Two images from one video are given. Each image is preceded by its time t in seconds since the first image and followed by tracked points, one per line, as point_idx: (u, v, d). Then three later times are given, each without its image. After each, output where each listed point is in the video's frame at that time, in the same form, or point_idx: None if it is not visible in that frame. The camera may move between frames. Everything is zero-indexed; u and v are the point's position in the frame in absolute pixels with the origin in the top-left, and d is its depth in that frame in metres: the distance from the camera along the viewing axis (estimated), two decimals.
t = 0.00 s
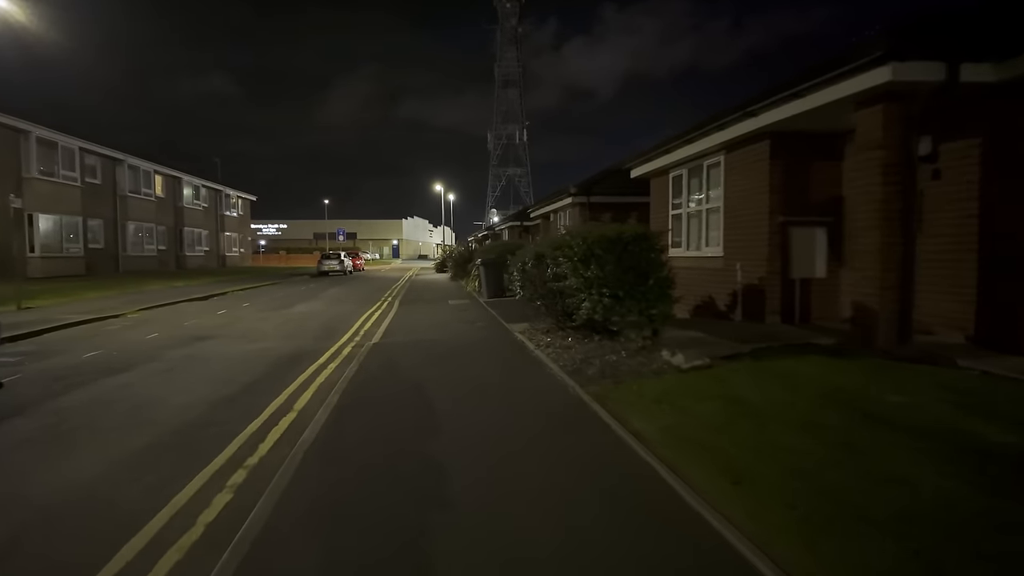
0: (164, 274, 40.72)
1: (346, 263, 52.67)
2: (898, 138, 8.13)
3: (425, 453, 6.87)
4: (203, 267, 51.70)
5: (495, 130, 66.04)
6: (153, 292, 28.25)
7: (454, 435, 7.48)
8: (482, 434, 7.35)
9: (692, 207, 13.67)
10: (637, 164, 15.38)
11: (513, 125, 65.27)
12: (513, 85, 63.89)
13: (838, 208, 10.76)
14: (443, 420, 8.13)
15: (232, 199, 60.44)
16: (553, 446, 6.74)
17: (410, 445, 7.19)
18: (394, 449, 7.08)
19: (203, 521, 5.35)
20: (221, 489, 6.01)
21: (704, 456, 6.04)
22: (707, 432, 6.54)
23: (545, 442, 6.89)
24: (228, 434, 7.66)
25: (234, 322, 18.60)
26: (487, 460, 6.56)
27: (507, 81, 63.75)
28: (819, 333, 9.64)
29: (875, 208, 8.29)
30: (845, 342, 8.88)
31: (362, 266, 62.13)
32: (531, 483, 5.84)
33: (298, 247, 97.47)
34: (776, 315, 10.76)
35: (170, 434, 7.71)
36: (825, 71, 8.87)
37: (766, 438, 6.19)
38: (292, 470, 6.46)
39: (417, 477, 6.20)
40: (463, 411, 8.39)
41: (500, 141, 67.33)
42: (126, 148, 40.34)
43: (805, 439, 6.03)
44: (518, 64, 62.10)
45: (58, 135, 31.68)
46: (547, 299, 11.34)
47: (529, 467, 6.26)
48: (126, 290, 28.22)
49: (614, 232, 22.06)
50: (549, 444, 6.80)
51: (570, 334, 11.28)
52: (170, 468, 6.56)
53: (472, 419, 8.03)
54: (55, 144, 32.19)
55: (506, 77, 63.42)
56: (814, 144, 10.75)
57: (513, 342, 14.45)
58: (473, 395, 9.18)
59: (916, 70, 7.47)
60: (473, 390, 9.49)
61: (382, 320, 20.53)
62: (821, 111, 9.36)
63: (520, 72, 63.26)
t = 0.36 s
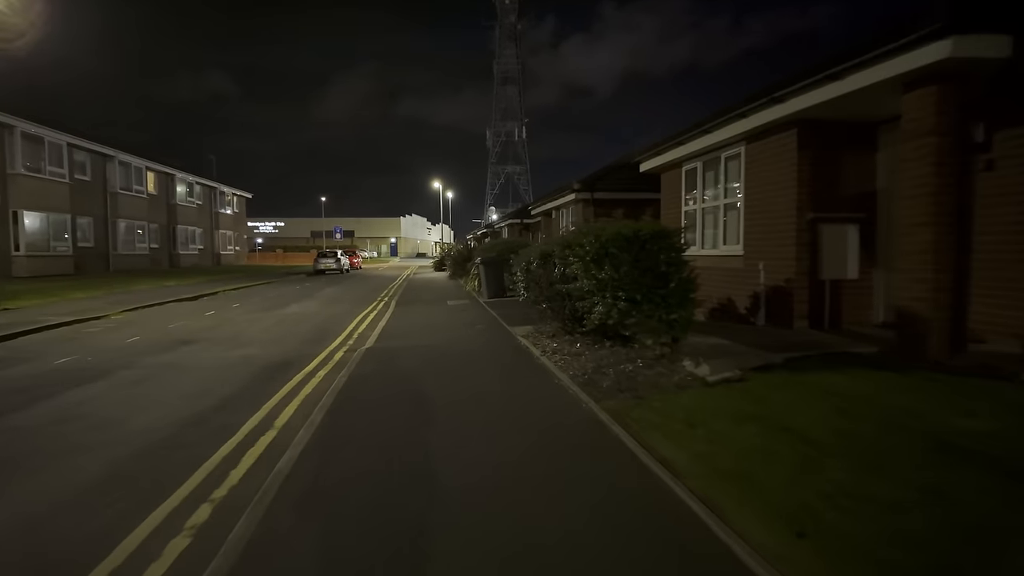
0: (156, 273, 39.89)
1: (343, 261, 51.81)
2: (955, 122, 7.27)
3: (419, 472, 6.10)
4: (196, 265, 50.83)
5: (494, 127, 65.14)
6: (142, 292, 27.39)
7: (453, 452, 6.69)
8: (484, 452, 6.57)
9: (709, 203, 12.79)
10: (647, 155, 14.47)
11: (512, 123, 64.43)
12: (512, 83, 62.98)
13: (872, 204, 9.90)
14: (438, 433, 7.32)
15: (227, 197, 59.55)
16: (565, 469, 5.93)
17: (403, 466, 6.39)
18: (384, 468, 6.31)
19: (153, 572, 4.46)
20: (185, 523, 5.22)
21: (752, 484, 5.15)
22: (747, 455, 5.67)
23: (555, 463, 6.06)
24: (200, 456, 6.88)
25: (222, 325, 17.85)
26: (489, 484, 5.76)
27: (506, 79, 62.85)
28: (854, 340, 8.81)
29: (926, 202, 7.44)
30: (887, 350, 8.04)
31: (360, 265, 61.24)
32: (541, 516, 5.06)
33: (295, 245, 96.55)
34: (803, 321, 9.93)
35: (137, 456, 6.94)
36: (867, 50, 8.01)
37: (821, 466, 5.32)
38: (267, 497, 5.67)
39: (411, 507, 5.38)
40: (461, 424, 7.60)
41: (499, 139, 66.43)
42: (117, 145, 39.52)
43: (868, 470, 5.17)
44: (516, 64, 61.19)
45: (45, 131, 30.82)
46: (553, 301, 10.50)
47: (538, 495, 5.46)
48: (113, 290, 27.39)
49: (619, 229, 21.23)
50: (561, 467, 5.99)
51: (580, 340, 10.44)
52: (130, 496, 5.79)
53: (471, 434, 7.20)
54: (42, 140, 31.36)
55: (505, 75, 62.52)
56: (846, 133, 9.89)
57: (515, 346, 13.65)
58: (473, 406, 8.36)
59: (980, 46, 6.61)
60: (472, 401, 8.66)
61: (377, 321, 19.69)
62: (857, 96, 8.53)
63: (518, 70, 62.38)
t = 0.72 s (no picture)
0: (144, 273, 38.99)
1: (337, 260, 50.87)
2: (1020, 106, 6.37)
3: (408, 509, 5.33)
4: (187, 264, 49.89)
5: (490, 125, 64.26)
6: (127, 293, 26.45)
7: (447, 481, 5.91)
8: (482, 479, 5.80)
9: (724, 199, 11.89)
10: (655, 149, 13.54)
11: (509, 120, 63.48)
12: (509, 80, 62.09)
13: (909, 199, 9.01)
14: (431, 459, 6.54)
15: (220, 195, 58.56)
16: (579, 507, 5.12)
17: (391, 496, 5.63)
18: (368, 503, 5.53)
19: None
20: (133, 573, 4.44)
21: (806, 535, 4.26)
22: (795, 494, 4.76)
23: (564, 498, 5.29)
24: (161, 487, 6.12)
25: (206, 329, 17.02)
26: (490, 520, 5.02)
27: (502, 76, 61.98)
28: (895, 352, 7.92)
29: (987, 197, 6.53)
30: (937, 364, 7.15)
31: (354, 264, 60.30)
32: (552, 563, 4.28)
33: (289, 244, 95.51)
34: (833, 328, 9.03)
35: (91, 487, 6.19)
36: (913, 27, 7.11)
37: (888, 509, 4.43)
38: (232, 540, 4.89)
39: (399, 555, 4.53)
40: (457, 448, 6.82)
41: (496, 137, 65.55)
42: (104, 141, 38.56)
43: (947, 515, 4.28)
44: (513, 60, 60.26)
45: (27, 126, 29.85)
46: (557, 307, 9.59)
47: (548, 536, 4.69)
48: (96, 291, 26.46)
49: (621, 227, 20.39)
50: (572, 501, 5.21)
51: (587, 348, 9.52)
52: (74, 537, 5.05)
53: (468, 459, 6.43)
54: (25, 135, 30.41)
55: (501, 72, 61.64)
56: (880, 121, 8.99)
57: (514, 354, 12.83)
58: (470, 426, 7.56)
59: None
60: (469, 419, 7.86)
61: (370, 322, 18.84)
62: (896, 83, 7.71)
63: (515, 67, 61.45)
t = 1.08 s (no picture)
0: (134, 270, 38.16)
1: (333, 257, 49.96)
2: None
3: (409, 536, 4.60)
4: (180, 262, 48.99)
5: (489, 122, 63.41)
6: (115, 291, 25.62)
7: (454, 501, 5.18)
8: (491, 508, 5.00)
9: (747, 192, 11.03)
10: (671, 139, 12.65)
11: (507, 117, 62.67)
12: (508, 76, 61.20)
13: (961, 190, 8.12)
14: (434, 474, 5.79)
15: (214, 191, 57.64)
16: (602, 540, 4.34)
17: (386, 526, 4.81)
18: (364, 528, 4.78)
19: None
20: None
21: None
22: (881, 543, 3.88)
23: (592, 524, 4.53)
24: (128, 509, 5.39)
25: (194, 330, 16.28)
26: (505, 551, 4.30)
27: (501, 72, 61.13)
28: (956, 362, 7.03)
29: None
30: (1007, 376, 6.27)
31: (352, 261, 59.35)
32: None
33: (286, 241, 94.59)
34: (878, 333, 8.15)
35: (40, 514, 5.39)
36: None
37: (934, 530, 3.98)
38: None
39: None
40: (464, 462, 6.06)
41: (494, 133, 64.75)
42: (93, 135, 37.74)
43: None
44: (512, 56, 59.43)
45: (12, 118, 28.98)
46: (570, 309, 8.70)
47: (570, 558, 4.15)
48: (84, 289, 25.62)
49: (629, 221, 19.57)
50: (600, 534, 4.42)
51: (604, 355, 8.65)
52: None
53: (477, 475, 5.68)
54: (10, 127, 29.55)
55: (500, 68, 60.78)
56: (930, 103, 8.10)
57: (520, 356, 12.06)
58: (477, 436, 6.79)
59: None
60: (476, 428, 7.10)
61: (368, 321, 17.99)
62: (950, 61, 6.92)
63: (514, 63, 60.62)
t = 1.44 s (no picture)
0: (124, 268, 37.34)
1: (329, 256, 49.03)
2: None
3: (402, 558, 4.00)
4: (173, 260, 48.13)
5: (487, 119, 62.44)
6: (102, 292, 24.84)
7: (451, 520, 4.54)
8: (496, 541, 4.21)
9: (773, 185, 10.14)
10: (687, 130, 11.75)
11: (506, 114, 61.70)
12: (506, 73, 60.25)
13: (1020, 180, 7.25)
14: (431, 488, 5.15)
15: (209, 189, 56.77)
16: None
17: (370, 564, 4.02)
18: (356, 548, 4.20)
19: None
20: None
21: None
22: None
23: (614, 559, 3.84)
24: (81, 536, 4.69)
25: (179, 332, 15.52)
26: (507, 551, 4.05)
27: (499, 68, 60.18)
28: None
29: None
30: None
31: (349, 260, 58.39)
32: None
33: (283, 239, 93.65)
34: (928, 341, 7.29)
35: None
36: None
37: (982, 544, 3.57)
38: None
39: None
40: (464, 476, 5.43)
41: (492, 130, 63.78)
42: (83, 130, 36.84)
43: None
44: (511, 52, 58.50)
45: None
46: (583, 316, 7.81)
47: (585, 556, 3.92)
48: (70, 290, 24.82)
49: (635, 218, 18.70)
50: None
51: (622, 368, 7.78)
52: None
53: (477, 490, 5.07)
54: None
55: (498, 64, 59.84)
56: (982, 85, 7.25)
57: (523, 361, 11.25)
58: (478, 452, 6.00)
59: None
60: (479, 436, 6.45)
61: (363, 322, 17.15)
62: (1002, 39, 6.19)
63: (512, 60, 59.70)
